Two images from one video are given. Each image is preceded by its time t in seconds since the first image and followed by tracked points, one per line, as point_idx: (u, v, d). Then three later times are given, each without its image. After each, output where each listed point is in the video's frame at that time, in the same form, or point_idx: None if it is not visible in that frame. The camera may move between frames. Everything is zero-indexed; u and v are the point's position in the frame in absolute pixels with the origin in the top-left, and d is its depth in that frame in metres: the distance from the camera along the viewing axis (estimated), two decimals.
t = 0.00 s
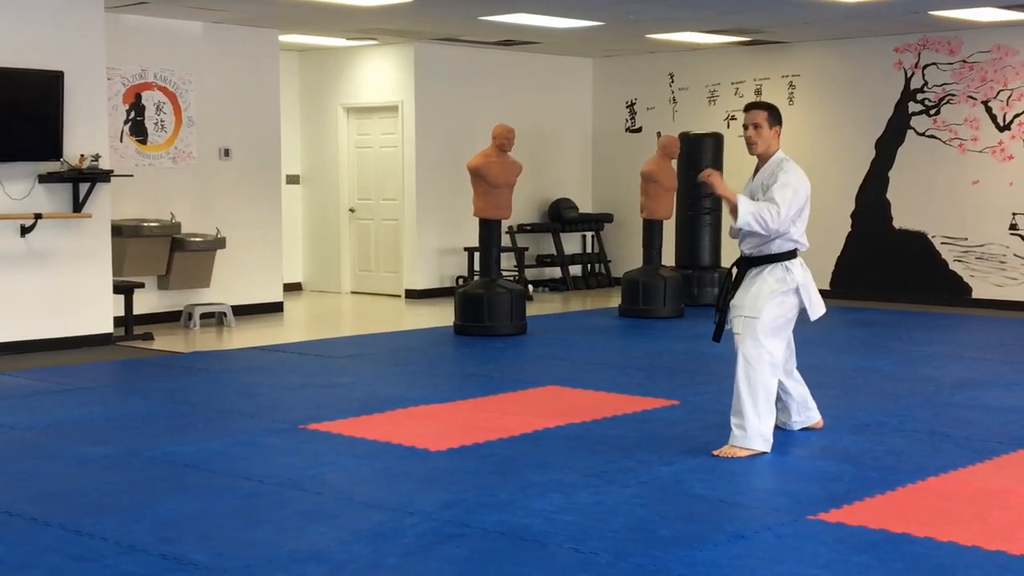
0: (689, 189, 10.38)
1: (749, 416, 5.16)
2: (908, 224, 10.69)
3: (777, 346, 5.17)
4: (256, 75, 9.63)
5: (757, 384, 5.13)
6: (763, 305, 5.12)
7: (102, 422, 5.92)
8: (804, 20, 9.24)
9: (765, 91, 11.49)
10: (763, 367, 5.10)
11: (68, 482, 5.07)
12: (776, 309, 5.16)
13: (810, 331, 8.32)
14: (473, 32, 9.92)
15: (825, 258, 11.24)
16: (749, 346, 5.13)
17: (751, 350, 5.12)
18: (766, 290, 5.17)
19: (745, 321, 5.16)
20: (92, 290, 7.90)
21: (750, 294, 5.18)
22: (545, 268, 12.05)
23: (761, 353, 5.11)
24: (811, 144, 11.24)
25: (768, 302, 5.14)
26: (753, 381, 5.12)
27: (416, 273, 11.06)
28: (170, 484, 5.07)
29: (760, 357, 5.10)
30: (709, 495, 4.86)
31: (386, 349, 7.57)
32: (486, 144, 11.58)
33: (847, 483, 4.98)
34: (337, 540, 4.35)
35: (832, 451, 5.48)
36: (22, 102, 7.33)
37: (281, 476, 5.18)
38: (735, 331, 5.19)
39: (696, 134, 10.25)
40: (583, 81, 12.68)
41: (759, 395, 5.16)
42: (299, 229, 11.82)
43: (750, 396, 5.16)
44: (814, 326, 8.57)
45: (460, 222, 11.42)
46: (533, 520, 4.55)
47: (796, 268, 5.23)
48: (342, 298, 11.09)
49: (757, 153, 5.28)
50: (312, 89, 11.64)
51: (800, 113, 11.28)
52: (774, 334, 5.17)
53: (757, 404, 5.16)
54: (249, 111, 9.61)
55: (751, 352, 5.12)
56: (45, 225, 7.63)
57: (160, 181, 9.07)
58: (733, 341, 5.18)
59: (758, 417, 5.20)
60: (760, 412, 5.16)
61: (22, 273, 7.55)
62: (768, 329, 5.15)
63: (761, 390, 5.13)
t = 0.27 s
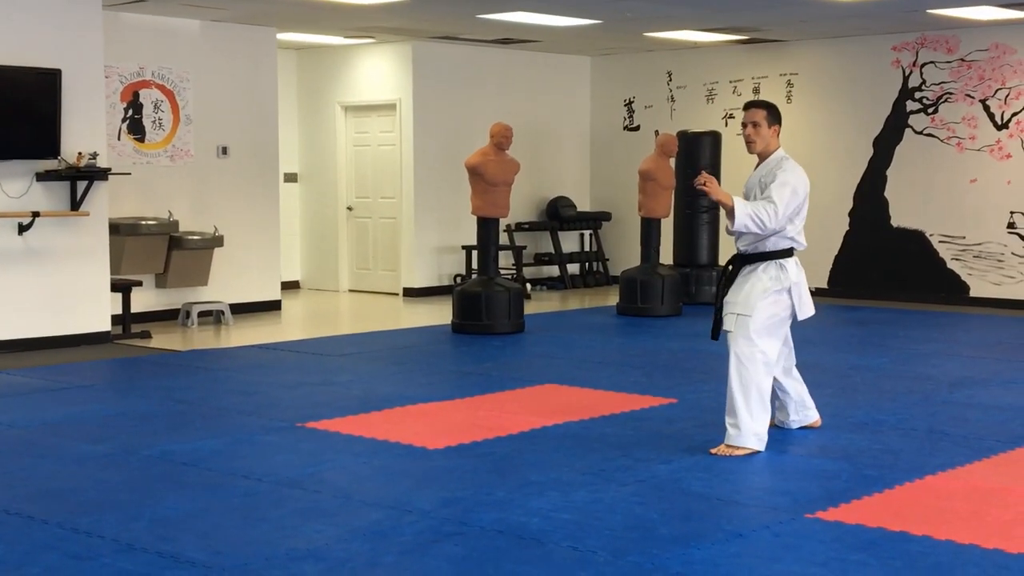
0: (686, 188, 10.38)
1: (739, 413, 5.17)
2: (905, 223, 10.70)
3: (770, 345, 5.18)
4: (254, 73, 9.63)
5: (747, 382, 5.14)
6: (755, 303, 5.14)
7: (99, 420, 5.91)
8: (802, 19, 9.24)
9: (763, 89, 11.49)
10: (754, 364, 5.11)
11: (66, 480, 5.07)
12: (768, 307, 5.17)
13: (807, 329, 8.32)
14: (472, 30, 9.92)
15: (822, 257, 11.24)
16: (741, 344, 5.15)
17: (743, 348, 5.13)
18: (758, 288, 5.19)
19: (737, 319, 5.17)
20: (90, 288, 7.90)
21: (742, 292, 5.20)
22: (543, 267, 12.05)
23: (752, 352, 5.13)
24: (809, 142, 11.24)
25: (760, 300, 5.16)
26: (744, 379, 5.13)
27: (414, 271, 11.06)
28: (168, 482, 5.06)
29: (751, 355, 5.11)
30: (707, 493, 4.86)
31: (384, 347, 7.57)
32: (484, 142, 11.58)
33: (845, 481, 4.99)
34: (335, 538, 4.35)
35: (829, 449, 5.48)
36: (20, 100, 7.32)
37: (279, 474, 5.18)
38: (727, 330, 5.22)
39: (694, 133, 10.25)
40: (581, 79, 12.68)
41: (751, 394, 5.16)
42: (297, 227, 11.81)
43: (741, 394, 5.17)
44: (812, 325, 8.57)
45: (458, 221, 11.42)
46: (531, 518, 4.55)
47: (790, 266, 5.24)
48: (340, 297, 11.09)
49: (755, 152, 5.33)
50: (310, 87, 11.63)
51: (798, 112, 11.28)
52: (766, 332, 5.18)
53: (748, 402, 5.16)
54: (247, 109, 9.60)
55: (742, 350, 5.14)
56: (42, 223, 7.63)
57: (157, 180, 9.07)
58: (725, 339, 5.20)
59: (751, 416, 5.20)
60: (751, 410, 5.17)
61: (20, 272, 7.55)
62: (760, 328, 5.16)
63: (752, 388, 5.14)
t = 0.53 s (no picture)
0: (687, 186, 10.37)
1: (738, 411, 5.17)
2: (906, 220, 10.70)
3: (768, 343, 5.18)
4: (255, 72, 9.63)
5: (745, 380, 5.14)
6: (753, 301, 5.14)
7: (100, 419, 5.92)
8: (803, 17, 9.24)
9: (764, 87, 11.49)
10: (752, 362, 5.11)
11: (67, 478, 5.07)
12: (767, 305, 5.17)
13: (808, 327, 8.32)
14: (473, 29, 9.92)
15: (823, 255, 11.24)
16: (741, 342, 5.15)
17: (743, 346, 5.13)
18: (757, 286, 5.19)
19: (737, 317, 5.17)
20: (91, 287, 7.90)
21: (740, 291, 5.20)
22: (544, 265, 12.05)
23: (750, 349, 5.12)
24: (810, 140, 11.23)
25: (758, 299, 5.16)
26: (741, 377, 5.13)
27: (415, 269, 11.06)
28: (169, 480, 5.07)
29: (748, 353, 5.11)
30: (708, 491, 4.86)
31: (385, 346, 7.57)
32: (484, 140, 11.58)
33: (846, 480, 4.99)
34: (335, 536, 4.35)
35: (830, 447, 5.48)
36: (21, 99, 7.33)
37: (280, 473, 5.18)
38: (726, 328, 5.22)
39: (694, 131, 10.25)
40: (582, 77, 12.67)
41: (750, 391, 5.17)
42: (298, 226, 11.81)
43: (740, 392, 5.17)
44: (813, 323, 8.57)
45: (459, 219, 11.42)
46: (532, 516, 4.56)
47: (790, 264, 5.25)
48: (341, 295, 11.08)
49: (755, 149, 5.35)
50: (311, 85, 11.63)
51: (799, 110, 11.27)
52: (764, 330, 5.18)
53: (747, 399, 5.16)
54: (247, 107, 9.60)
55: (740, 347, 5.14)
56: (43, 222, 7.63)
57: (158, 178, 9.07)
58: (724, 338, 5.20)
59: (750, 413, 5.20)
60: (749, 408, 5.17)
61: (21, 270, 7.55)
62: (759, 325, 5.15)
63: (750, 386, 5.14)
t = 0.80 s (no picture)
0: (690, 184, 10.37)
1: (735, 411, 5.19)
2: (910, 218, 10.69)
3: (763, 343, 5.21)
4: (258, 70, 9.63)
5: (740, 381, 5.18)
6: (745, 306, 5.18)
7: (104, 417, 5.92)
8: (807, 15, 9.23)
9: (767, 85, 11.48)
10: (746, 366, 5.14)
11: (71, 477, 5.07)
12: (761, 308, 5.21)
13: (812, 326, 8.32)
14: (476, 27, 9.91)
15: (826, 253, 11.24)
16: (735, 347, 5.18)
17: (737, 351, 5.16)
18: (749, 292, 5.22)
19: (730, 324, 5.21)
20: (94, 285, 7.91)
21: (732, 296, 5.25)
22: (547, 263, 12.05)
23: (743, 353, 5.16)
24: (814, 138, 11.22)
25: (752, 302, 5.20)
26: (736, 381, 5.17)
27: (418, 267, 11.06)
28: (172, 479, 5.07)
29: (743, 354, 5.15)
30: (712, 489, 4.87)
31: (388, 344, 7.57)
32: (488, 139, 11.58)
33: (850, 478, 4.99)
34: (339, 534, 4.36)
35: (834, 445, 5.48)
36: (24, 98, 7.33)
37: (284, 471, 5.19)
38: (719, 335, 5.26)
39: (697, 130, 10.24)
40: (585, 75, 12.67)
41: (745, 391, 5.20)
42: (301, 224, 11.81)
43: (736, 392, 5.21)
44: (816, 321, 8.56)
45: (462, 217, 11.42)
46: (535, 515, 4.56)
47: (782, 269, 5.29)
48: (345, 293, 11.09)
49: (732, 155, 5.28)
50: (314, 83, 11.64)
51: (802, 108, 11.27)
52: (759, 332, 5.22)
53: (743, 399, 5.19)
54: (251, 105, 9.60)
55: (734, 350, 5.16)
56: (47, 220, 7.64)
57: (162, 176, 9.07)
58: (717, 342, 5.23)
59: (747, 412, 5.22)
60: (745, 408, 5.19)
61: (25, 269, 7.56)
62: (752, 330, 5.19)
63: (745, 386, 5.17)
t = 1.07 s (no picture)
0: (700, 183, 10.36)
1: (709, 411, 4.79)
2: (920, 217, 10.67)
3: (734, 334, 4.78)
4: (268, 69, 9.64)
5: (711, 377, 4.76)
6: (711, 289, 4.75)
7: (115, 416, 5.93)
8: (816, 14, 9.22)
9: (777, 84, 11.47)
10: (718, 353, 4.73)
11: (82, 476, 5.08)
12: (730, 295, 4.77)
13: (821, 325, 8.31)
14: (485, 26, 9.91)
15: (836, 252, 11.23)
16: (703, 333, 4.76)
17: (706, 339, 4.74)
18: (714, 273, 4.78)
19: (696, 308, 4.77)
20: (105, 285, 7.93)
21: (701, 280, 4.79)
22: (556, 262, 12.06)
23: (713, 339, 4.74)
24: (823, 137, 11.21)
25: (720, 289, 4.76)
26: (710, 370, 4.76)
27: (428, 267, 11.07)
28: (182, 478, 5.07)
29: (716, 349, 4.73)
30: (722, 488, 4.86)
31: (398, 343, 7.57)
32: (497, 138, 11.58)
33: (861, 477, 4.97)
34: (348, 533, 4.36)
35: (845, 444, 5.47)
36: (33, 97, 7.34)
37: (293, 470, 5.19)
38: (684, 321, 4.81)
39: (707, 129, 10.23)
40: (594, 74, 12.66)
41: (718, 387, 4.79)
42: (311, 223, 11.82)
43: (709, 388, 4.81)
44: (825, 320, 8.55)
45: (471, 217, 11.42)
46: (545, 514, 4.56)
47: (754, 247, 4.84)
48: (354, 293, 11.10)
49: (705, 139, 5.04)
50: (323, 83, 11.64)
51: (812, 107, 11.25)
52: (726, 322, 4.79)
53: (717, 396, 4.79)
54: (260, 104, 9.61)
55: (698, 343, 4.78)
56: (57, 220, 7.66)
57: (172, 176, 9.09)
58: (678, 332, 4.84)
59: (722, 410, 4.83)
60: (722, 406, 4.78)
61: (35, 268, 7.57)
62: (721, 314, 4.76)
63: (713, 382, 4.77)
